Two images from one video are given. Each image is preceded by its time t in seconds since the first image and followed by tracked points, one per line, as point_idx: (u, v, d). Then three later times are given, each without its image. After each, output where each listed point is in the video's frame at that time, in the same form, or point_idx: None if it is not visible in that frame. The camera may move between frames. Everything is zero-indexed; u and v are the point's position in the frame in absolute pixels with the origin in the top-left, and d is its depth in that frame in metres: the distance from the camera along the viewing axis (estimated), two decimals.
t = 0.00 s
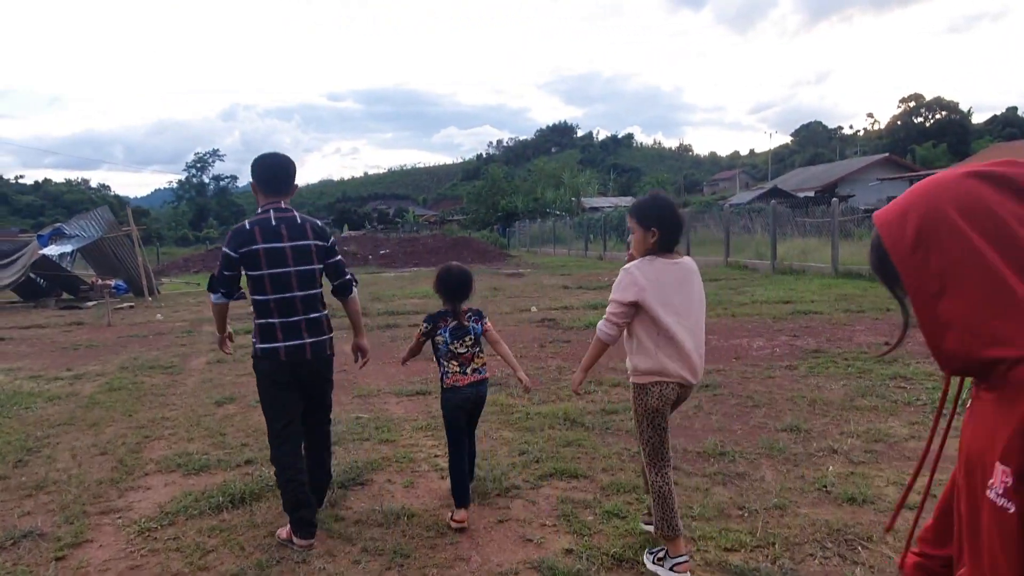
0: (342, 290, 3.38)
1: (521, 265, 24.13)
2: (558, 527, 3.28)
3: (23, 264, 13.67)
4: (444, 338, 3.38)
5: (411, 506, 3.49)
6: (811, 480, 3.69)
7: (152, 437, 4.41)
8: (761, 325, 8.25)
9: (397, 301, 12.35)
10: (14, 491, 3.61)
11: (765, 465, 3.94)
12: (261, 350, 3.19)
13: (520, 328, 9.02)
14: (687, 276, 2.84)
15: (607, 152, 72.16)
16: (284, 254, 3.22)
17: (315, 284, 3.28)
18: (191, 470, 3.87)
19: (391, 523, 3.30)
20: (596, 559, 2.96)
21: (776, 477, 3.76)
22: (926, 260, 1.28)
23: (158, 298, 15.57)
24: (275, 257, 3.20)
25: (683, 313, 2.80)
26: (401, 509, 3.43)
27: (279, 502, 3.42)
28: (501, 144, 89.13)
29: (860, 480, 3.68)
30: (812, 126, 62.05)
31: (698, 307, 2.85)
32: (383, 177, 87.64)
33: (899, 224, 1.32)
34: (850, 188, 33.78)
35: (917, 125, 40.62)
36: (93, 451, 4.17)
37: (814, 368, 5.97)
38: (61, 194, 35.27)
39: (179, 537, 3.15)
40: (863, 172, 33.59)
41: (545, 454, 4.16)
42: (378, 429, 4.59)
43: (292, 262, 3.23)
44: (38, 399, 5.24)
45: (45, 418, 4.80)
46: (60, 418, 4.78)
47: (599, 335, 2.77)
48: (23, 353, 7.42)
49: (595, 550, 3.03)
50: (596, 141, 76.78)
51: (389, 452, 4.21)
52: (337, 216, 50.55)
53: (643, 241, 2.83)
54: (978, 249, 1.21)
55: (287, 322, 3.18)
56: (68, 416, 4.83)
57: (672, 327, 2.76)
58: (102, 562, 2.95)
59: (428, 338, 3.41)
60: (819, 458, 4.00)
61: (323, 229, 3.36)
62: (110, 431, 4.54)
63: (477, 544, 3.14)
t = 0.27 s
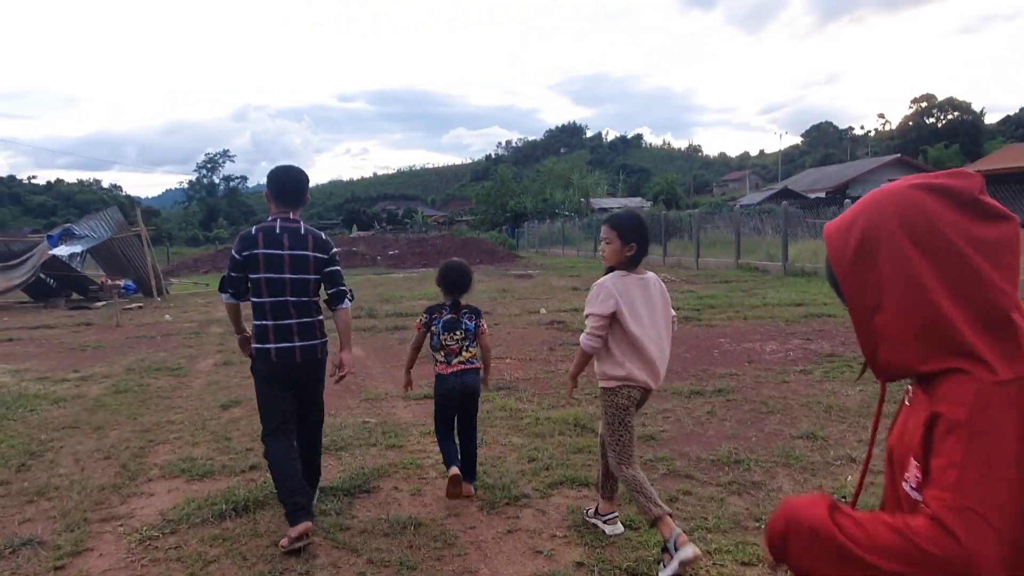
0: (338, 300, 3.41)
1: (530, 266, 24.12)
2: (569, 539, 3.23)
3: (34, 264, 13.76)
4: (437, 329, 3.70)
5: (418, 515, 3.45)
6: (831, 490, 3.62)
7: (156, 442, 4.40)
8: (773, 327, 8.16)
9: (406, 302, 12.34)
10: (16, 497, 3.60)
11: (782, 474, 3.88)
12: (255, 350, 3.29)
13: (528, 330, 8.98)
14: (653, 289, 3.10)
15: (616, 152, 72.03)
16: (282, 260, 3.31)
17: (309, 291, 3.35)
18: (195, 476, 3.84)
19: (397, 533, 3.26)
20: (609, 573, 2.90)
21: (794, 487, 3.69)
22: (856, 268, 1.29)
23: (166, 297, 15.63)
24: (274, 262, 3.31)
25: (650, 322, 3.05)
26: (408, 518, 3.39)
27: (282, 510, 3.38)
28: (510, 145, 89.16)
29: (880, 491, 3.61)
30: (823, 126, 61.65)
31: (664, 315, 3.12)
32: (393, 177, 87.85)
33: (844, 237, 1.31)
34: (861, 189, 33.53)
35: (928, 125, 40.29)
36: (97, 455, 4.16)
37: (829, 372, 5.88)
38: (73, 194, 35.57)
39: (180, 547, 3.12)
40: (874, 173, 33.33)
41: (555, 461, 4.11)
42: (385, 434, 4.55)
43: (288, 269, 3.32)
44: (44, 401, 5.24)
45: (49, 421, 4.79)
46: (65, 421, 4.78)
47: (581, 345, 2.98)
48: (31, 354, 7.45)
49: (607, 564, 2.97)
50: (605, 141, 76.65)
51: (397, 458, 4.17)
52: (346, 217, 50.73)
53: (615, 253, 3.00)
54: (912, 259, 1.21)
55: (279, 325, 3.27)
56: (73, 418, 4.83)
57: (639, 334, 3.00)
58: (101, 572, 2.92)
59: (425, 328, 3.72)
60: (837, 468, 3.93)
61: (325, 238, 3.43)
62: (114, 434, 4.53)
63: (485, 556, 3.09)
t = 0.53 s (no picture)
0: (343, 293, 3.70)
1: (543, 266, 24.06)
2: (584, 547, 3.19)
3: (50, 264, 13.91)
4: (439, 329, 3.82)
5: (430, 521, 3.42)
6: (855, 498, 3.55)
7: (168, 443, 4.41)
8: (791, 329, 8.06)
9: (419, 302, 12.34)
10: (26, 499, 3.60)
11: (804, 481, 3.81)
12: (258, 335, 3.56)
13: (541, 330, 8.96)
14: (632, 279, 3.28)
15: (630, 152, 71.75)
16: (291, 253, 3.58)
17: (317, 283, 3.64)
18: (206, 479, 3.85)
19: (409, 539, 3.23)
20: None
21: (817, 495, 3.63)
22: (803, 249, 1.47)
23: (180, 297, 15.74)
24: (283, 254, 3.57)
25: (627, 312, 3.23)
26: (420, 524, 3.35)
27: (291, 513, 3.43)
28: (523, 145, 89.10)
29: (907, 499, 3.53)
30: (839, 125, 61.01)
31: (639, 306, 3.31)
32: (406, 177, 88.10)
33: (790, 220, 1.50)
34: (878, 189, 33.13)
35: (946, 124, 39.76)
36: (107, 456, 4.17)
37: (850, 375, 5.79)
38: (90, 195, 35.99)
39: (189, 552, 3.11)
40: (891, 172, 32.93)
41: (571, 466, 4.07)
42: (398, 437, 4.53)
43: (297, 261, 3.58)
44: (57, 401, 5.28)
45: (61, 421, 4.81)
46: (78, 421, 4.80)
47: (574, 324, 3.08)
48: (46, 353, 7.51)
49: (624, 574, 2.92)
50: (619, 141, 76.37)
51: (410, 462, 4.16)
52: (360, 216, 50.93)
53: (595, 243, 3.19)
54: (816, 260, 1.44)
55: (283, 314, 3.54)
56: (86, 419, 4.86)
57: (615, 323, 3.18)
58: None
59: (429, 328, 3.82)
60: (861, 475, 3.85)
61: (334, 235, 3.71)
62: (126, 435, 4.55)
63: (498, 564, 3.05)
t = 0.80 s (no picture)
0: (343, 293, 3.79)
1: (564, 267, 23.99)
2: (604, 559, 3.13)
3: (77, 263, 14.17)
4: (445, 318, 4.09)
5: (446, 529, 3.38)
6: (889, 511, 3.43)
7: (184, 444, 4.43)
8: (818, 332, 7.89)
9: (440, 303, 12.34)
10: (40, 501, 3.62)
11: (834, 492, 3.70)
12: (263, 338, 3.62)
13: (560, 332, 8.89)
14: (612, 285, 3.57)
15: (652, 152, 71.30)
16: (293, 259, 3.61)
17: (318, 286, 3.69)
18: (220, 482, 3.87)
19: (423, 548, 3.18)
20: None
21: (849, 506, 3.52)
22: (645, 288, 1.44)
23: (203, 297, 15.94)
24: (285, 260, 3.61)
25: (607, 315, 3.54)
26: (437, 532, 3.31)
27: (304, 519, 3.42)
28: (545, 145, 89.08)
29: (944, 512, 3.41)
30: (866, 125, 59.97)
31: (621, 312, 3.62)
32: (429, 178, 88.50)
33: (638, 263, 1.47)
34: (905, 189, 32.49)
35: (975, 124, 38.89)
36: (123, 458, 4.20)
37: (880, 381, 5.64)
38: (119, 195, 36.75)
39: (199, 559, 3.10)
40: (919, 172, 32.27)
41: (591, 474, 4.01)
42: (415, 441, 4.50)
43: (298, 266, 3.62)
44: (77, 401, 5.34)
45: (80, 421, 4.86)
46: (97, 421, 4.85)
47: (553, 328, 3.39)
48: (71, 352, 7.63)
49: None
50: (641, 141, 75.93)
51: (427, 467, 4.14)
52: (383, 217, 51.27)
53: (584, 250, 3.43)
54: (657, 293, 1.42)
55: (286, 319, 3.59)
56: (105, 419, 4.90)
57: (598, 327, 3.49)
58: None
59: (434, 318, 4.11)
60: (895, 486, 3.73)
61: (332, 239, 3.75)
62: (144, 435, 4.58)
63: None
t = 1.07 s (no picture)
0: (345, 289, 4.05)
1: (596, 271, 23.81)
2: None
3: (120, 265, 14.56)
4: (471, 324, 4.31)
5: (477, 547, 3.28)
6: (944, 536, 3.26)
7: (213, 450, 4.41)
8: (860, 339, 7.64)
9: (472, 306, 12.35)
10: (67, 507, 3.54)
11: (884, 514, 3.53)
12: (272, 337, 3.85)
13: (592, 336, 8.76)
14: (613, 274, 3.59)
15: (687, 154, 70.49)
16: (298, 259, 3.86)
17: (323, 284, 3.95)
18: (247, 491, 3.83)
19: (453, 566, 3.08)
20: None
21: (901, 530, 3.35)
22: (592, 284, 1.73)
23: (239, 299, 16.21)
24: (289, 261, 3.85)
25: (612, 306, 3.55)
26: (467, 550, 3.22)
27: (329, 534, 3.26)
28: (578, 147, 88.80)
29: (1003, 538, 3.22)
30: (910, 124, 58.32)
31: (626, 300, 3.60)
32: (462, 180, 88.94)
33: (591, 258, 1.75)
34: (951, 190, 31.48)
35: None
36: (152, 463, 4.15)
37: (929, 393, 5.41)
38: (162, 198, 37.80)
39: (224, 571, 3.00)
40: (966, 173, 31.24)
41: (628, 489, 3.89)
42: (445, 450, 4.45)
43: (303, 266, 3.88)
44: (112, 403, 5.39)
45: (112, 424, 4.87)
46: (129, 423, 4.87)
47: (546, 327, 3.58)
48: (109, 354, 7.79)
49: None
50: (676, 143, 75.12)
51: (456, 478, 4.04)
52: (417, 219, 51.67)
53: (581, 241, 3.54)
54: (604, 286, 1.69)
55: (295, 317, 3.84)
56: (137, 421, 4.92)
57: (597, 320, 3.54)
58: None
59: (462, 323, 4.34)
60: (949, 507, 3.55)
61: (330, 239, 4.01)
62: (173, 440, 4.56)
63: None
